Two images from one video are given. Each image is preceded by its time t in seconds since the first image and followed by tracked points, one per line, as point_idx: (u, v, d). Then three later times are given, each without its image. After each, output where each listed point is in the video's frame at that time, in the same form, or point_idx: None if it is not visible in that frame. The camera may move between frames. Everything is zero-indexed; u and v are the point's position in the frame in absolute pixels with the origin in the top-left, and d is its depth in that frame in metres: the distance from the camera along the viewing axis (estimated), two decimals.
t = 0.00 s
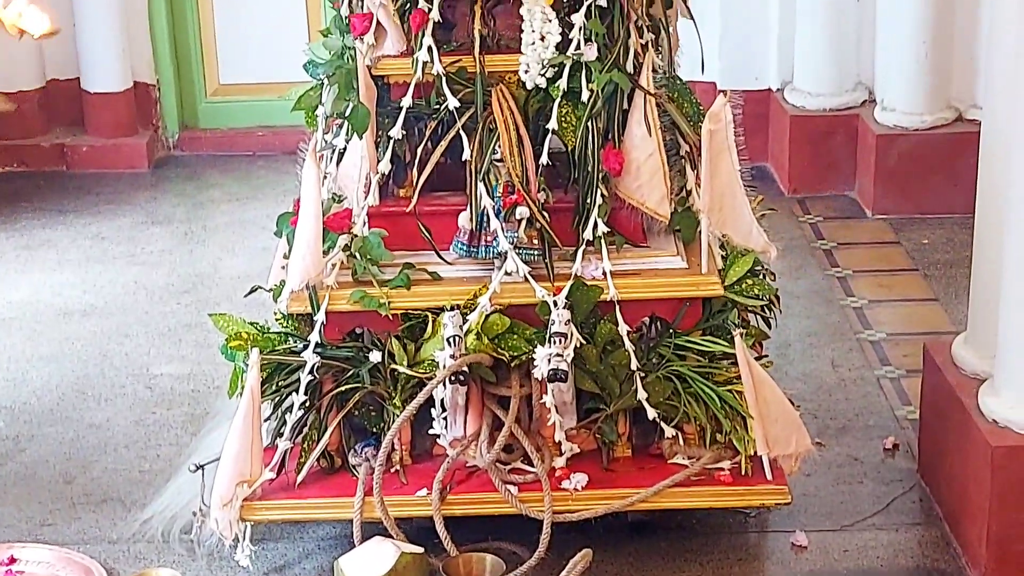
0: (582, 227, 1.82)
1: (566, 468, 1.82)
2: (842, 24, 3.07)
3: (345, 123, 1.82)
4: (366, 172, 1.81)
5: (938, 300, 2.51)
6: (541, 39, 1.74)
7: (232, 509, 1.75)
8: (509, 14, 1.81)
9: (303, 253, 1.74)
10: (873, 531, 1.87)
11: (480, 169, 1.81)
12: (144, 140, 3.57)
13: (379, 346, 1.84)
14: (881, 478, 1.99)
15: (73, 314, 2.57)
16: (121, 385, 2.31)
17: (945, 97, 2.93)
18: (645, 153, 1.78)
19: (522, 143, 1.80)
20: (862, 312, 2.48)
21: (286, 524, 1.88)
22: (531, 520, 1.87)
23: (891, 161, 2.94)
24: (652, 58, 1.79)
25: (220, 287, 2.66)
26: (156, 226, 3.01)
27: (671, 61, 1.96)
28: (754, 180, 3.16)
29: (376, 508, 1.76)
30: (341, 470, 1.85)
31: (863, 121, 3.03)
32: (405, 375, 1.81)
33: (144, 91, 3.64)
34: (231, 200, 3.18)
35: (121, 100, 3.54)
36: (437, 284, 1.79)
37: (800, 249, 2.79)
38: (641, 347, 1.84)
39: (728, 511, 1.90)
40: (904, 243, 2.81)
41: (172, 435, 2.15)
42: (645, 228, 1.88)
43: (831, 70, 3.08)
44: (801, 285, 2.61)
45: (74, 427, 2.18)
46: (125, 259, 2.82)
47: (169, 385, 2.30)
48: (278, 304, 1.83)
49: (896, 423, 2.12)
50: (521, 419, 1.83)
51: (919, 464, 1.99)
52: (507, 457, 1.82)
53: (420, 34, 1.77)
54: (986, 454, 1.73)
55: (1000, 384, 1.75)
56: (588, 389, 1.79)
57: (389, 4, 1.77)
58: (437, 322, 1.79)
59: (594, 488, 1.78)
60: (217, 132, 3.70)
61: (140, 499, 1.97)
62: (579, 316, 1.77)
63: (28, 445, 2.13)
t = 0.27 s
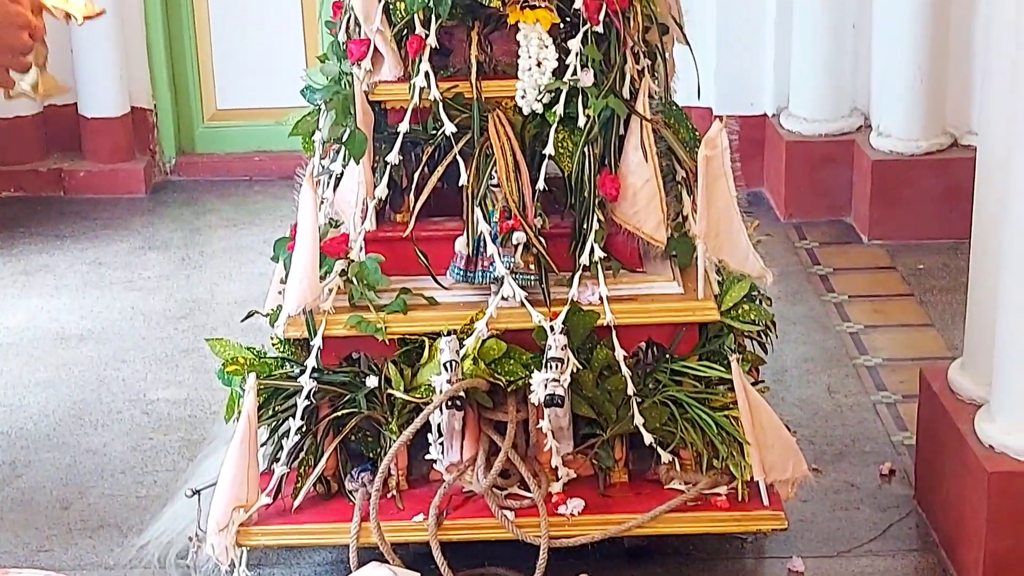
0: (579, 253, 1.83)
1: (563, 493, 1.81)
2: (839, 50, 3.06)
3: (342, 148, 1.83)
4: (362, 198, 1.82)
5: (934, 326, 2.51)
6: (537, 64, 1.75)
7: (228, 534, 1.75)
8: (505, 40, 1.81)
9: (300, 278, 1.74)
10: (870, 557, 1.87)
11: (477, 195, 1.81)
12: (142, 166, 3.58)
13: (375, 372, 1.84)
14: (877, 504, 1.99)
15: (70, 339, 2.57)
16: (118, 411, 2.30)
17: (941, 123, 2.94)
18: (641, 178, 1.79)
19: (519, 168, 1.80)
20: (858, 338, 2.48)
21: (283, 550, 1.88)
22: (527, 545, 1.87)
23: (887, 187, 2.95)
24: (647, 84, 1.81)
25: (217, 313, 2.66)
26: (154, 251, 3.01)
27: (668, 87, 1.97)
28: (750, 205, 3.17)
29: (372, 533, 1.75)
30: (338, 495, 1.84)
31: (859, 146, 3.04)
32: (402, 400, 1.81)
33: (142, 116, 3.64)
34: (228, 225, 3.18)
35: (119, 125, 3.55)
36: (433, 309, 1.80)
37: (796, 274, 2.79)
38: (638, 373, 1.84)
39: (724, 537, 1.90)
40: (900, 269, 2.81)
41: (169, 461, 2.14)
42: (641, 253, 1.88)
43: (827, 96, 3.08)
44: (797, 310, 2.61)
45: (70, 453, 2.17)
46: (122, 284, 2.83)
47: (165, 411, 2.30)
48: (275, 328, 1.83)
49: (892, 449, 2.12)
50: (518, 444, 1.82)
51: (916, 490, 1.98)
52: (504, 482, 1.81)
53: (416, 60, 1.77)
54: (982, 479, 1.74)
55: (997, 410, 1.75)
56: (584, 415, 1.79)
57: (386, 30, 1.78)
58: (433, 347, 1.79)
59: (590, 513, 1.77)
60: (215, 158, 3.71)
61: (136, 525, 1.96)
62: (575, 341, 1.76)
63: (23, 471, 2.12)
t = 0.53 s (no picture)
0: (577, 269, 1.83)
1: (561, 510, 1.81)
2: (835, 66, 3.07)
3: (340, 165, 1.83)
4: (361, 214, 1.82)
5: (931, 341, 2.51)
6: (535, 81, 1.75)
7: (225, 550, 1.75)
8: (503, 57, 1.82)
9: (298, 294, 1.74)
10: (868, 573, 1.86)
11: (475, 211, 1.81)
12: (140, 182, 3.58)
13: (374, 388, 1.83)
14: (875, 520, 1.98)
15: (67, 355, 2.57)
16: (115, 427, 2.30)
17: (937, 139, 2.95)
18: (639, 195, 1.79)
19: (517, 185, 1.80)
20: (855, 354, 2.48)
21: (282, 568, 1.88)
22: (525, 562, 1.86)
23: (885, 203, 2.95)
24: (645, 100, 1.82)
25: (214, 329, 2.66)
26: (151, 268, 3.01)
27: (666, 103, 1.97)
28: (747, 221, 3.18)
29: (371, 550, 1.74)
30: (335, 512, 1.83)
31: (855, 162, 3.04)
32: (400, 417, 1.81)
33: (139, 132, 3.64)
34: (225, 241, 3.18)
35: (117, 142, 3.55)
36: (431, 326, 1.80)
37: (793, 290, 2.79)
38: (636, 389, 1.83)
39: (722, 553, 1.89)
40: (897, 284, 2.81)
41: (166, 477, 2.14)
42: (639, 269, 1.88)
43: (824, 111, 3.09)
44: (795, 326, 2.61)
45: (67, 469, 2.17)
46: (120, 300, 2.83)
47: (163, 427, 2.30)
48: (273, 344, 1.84)
49: (890, 464, 2.12)
50: (516, 460, 1.81)
51: (914, 505, 1.98)
52: (502, 499, 1.81)
53: (414, 77, 1.78)
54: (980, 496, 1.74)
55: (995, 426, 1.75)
56: (582, 431, 1.78)
57: (384, 47, 1.78)
58: (431, 363, 1.80)
59: (588, 530, 1.77)
60: (212, 174, 3.72)
61: (133, 542, 1.96)
62: (574, 357, 1.77)
63: (21, 488, 2.12)
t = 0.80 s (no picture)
0: (576, 282, 1.83)
1: (559, 523, 1.80)
2: (834, 80, 3.07)
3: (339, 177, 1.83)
4: (360, 227, 1.82)
5: (930, 355, 2.51)
6: (535, 94, 1.76)
7: (224, 563, 1.74)
8: (502, 70, 1.82)
9: (297, 307, 1.74)
10: None
11: (474, 224, 1.82)
12: (139, 194, 3.58)
13: (372, 401, 1.83)
14: (874, 534, 1.98)
15: (65, 367, 2.57)
16: (113, 439, 2.30)
17: (936, 152, 2.95)
18: (638, 208, 1.79)
19: (516, 198, 1.80)
20: (854, 367, 2.48)
21: None
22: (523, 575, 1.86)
23: (883, 217, 2.95)
24: (644, 114, 1.82)
25: (212, 341, 2.66)
26: (150, 280, 3.01)
27: (665, 117, 1.97)
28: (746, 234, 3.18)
29: (369, 563, 1.73)
30: (334, 524, 1.83)
31: (854, 175, 3.04)
32: (398, 429, 1.80)
33: (139, 145, 3.65)
34: (223, 253, 3.18)
35: (115, 154, 3.56)
36: (430, 339, 1.80)
37: (791, 303, 2.79)
38: (634, 402, 1.83)
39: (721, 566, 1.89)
40: (896, 298, 2.81)
41: (164, 490, 2.14)
42: (638, 282, 1.88)
43: (823, 125, 3.09)
44: (793, 339, 2.60)
45: (65, 481, 2.16)
46: (118, 312, 2.83)
47: (160, 439, 2.30)
48: (272, 357, 1.83)
49: (888, 478, 2.11)
50: (515, 473, 1.81)
51: (913, 519, 1.98)
52: (500, 512, 1.80)
53: (414, 90, 1.78)
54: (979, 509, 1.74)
55: (993, 439, 1.75)
56: (581, 444, 1.78)
57: (383, 60, 1.78)
58: (430, 376, 1.79)
59: (586, 543, 1.77)
60: (211, 187, 3.72)
61: (131, 554, 1.95)
62: (572, 370, 1.76)
63: (18, 500, 2.11)
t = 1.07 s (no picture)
0: (571, 295, 1.83)
1: (555, 537, 1.81)
2: (828, 94, 3.08)
3: (335, 192, 1.83)
4: (355, 240, 1.82)
5: (925, 369, 2.51)
6: (530, 108, 1.76)
7: None
8: (497, 84, 1.83)
9: (293, 320, 1.74)
10: None
11: (469, 238, 1.82)
12: (134, 208, 3.58)
13: (368, 415, 1.83)
14: (869, 548, 1.98)
15: (60, 382, 2.56)
16: (108, 454, 2.30)
17: (931, 166, 2.95)
18: (633, 222, 1.79)
19: (511, 212, 1.81)
20: (849, 381, 2.48)
21: None
22: None
23: (878, 231, 2.96)
24: (639, 128, 1.82)
25: (207, 355, 2.66)
26: (145, 294, 3.01)
27: (660, 130, 1.98)
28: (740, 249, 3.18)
29: None
30: (329, 538, 1.83)
31: (850, 189, 3.05)
32: (394, 443, 1.79)
33: (134, 159, 3.66)
34: (219, 267, 3.18)
35: (111, 168, 3.56)
36: (425, 351, 1.80)
37: (785, 317, 2.80)
38: (630, 416, 1.83)
39: None
40: (890, 312, 2.81)
41: (159, 504, 2.13)
42: (633, 295, 1.88)
43: (818, 139, 3.09)
44: (787, 353, 2.61)
45: (61, 496, 2.16)
46: (113, 327, 2.82)
47: (156, 454, 2.29)
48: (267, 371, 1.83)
49: (884, 492, 2.11)
50: (510, 487, 1.81)
51: (908, 533, 1.98)
52: (495, 525, 1.80)
53: (409, 104, 1.79)
54: (975, 523, 1.75)
55: (988, 454, 1.75)
56: (577, 458, 1.78)
57: (379, 74, 1.79)
58: (426, 390, 1.79)
59: (583, 556, 1.76)
60: (206, 201, 3.72)
61: (125, 568, 1.95)
62: (567, 384, 1.77)
63: (13, 515, 2.11)
